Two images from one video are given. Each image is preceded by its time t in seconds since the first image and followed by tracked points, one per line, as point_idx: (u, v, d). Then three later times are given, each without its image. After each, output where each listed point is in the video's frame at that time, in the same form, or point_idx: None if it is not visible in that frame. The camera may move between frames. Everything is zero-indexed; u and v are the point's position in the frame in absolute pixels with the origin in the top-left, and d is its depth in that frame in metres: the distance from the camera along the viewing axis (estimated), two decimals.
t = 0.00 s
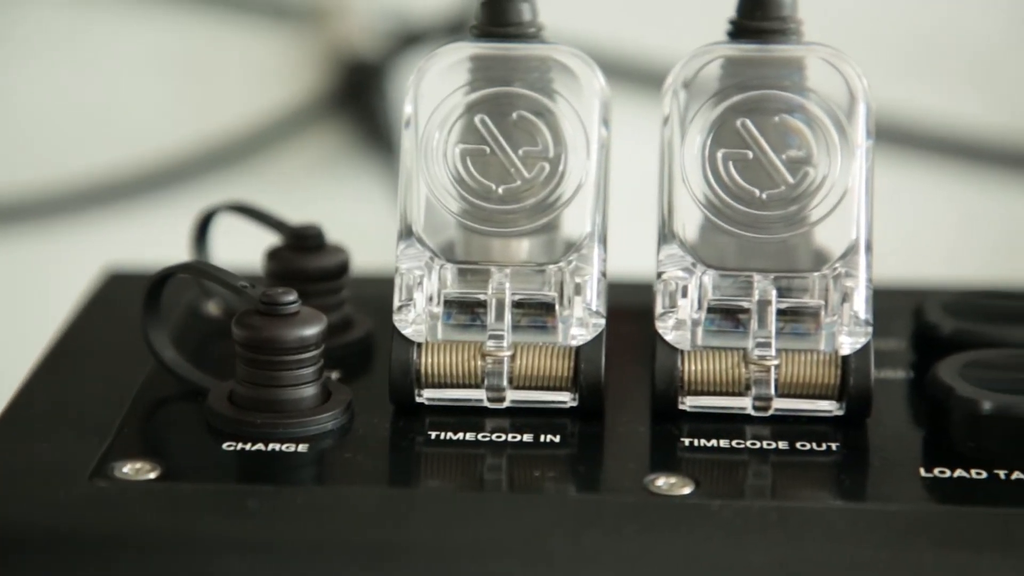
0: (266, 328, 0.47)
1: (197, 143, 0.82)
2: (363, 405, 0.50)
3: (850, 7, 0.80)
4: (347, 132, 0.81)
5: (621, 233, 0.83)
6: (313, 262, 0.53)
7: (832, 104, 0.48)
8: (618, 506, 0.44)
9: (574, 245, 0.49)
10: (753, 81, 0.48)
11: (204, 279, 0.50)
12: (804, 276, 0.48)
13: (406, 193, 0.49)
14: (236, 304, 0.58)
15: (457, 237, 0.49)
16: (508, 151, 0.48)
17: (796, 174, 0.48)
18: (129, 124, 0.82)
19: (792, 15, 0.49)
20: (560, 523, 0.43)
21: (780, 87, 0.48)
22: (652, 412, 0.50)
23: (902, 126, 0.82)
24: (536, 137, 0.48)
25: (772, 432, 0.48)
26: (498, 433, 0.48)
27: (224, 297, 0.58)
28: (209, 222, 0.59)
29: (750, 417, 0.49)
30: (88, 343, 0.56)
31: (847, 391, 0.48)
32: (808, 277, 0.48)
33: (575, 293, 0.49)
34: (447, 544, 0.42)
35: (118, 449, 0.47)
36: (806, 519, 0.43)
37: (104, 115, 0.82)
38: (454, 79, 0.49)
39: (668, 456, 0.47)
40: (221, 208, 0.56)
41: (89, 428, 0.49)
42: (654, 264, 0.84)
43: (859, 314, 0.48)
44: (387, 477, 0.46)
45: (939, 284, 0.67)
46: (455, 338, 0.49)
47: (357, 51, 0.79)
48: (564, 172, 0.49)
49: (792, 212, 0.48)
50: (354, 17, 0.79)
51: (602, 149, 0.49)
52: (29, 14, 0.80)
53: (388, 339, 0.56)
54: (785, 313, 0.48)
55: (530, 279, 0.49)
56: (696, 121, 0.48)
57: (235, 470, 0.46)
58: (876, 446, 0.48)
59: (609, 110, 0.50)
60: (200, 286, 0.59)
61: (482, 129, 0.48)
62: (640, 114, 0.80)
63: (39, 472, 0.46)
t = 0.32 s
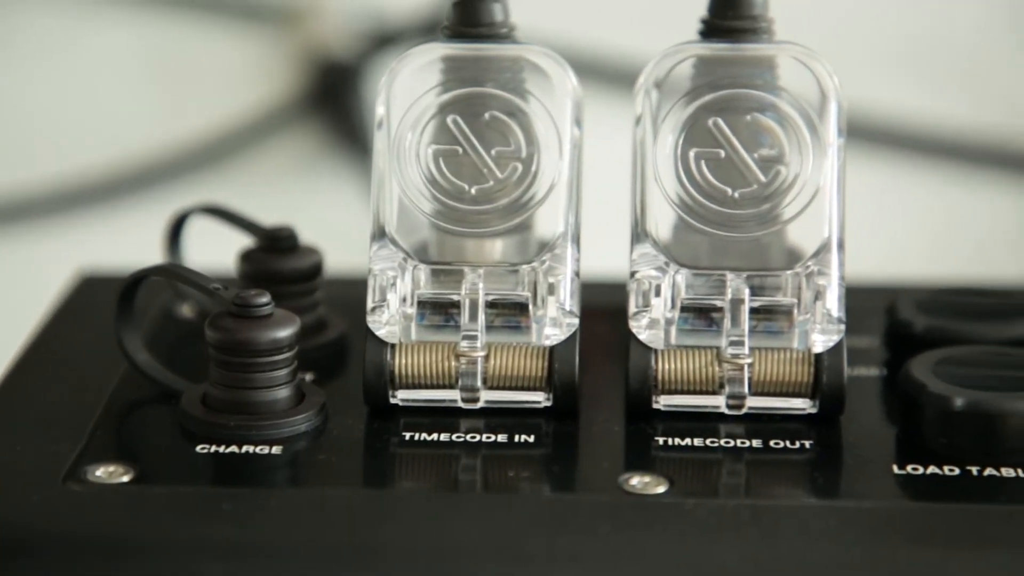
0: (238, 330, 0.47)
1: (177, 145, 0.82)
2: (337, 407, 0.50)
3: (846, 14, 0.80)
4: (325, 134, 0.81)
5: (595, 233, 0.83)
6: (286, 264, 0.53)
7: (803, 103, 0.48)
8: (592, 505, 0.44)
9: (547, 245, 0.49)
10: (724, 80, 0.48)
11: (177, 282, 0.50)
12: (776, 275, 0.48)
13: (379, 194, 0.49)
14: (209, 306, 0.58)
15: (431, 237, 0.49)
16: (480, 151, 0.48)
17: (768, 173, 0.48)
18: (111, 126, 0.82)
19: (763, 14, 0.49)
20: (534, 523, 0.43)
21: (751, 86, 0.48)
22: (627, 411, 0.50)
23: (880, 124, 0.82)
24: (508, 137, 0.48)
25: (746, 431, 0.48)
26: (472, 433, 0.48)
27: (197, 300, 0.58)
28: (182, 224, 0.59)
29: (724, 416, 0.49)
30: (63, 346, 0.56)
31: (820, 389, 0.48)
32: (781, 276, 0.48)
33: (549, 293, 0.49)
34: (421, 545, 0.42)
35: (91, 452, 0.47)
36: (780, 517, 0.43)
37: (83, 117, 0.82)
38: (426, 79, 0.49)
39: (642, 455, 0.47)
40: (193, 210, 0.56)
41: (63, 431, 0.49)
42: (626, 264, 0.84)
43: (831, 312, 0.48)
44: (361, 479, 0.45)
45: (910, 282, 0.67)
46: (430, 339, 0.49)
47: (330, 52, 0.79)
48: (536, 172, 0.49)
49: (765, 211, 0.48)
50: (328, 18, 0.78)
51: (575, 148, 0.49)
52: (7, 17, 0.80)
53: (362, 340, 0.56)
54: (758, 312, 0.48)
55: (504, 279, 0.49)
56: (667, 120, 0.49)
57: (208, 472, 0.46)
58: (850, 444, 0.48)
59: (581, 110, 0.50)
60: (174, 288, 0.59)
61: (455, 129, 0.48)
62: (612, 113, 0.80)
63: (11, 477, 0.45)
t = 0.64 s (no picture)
0: (211, 332, 0.47)
1: (156, 147, 0.82)
2: (311, 409, 0.50)
3: (848, 14, 0.81)
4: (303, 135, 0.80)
5: (570, 232, 0.83)
6: (259, 266, 0.53)
7: (775, 101, 0.48)
8: (567, 505, 0.44)
9: (521, 244, 0.49)
10: (696, 79, 0.48)
11: (151, 284, 0.50)
12: (750, 273, 0.48)
13: (352, 196, 0.49)
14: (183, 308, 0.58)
15: (405, 238, 0.49)
16: (453, 152, 0.48)
17: (741, 171, 0.48)
18: (91, 127, 0.82)
19: (734, 13, 0.49)
20: (508, 523, 0.43)
21: (723, 85, 0.48)
22: (601, 411, 0.50)
23: (857, 121, 0.82)
24: (481, 137, 0.48)
25: (720, 430, 0.48)
26: (446, 433, 0.48)
27: (171, 302, 0.58)
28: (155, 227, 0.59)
29: (698, 415, 0.49)
30: (38, 349, 0.56)
31: (793, 387, 0.48)
32: (754, 274, 0.48)
33: (523, 293, 0.49)
34: (396, 546, 0.42)
35: (65, 456, 0.47)
36: (754, 516, 0.43)
37: (62, 120, 0.82)
38: (399, 80, 0.49)
39: (616, 454, 0.47)
40: (166, 212, 0.56)
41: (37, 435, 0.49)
42: (600, 264, 0.84)
43: (804, 310, 0.48)
44: (336, 480, 0.45)
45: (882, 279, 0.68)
46: (404, 341, 0.49)
47: (305, 53, 0.79)
48: (509, 172, 0.49)
49: (738, 210, 0.48)
50: (304, 19, 0.78)
51: (548, 148, 0.49)
52: None
53: (336, 341, 0.56)
54: (731, 310, 0.48)
55: (477, 279, 0.49)
56: (640, 120, 0.49)
57: (182, 475, 0.46)
58: (824, 441, 0.48)
59: (554, 110, 0.50)
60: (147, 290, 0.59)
61: (427, 129, 0.48)
62: (584, 113, 0.80)
63: None
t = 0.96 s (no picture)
0: (185, 335, 0.47)
1: (134, 148, 0.82)
2: (286, 411, 0.50)
3: (844, 13, 0.81)
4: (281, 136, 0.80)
5: (545, 232, 0.83)
6: (233, 268, 0.53)
7: (748, 101, 0.48)
8: (541, 505, 0.44)
9: (495, 245, 0.49)
10: (668, 79, 0.48)
11: (125, 288, 0.50)
12: (723, 272, 0.48)
13: (325, 198, 0.49)
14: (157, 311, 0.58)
15: (379, 239, 0.49)
16: (426, 152, 0.48)
17: (713, 171, 0.48)
18: (69, 129, 0.82)
19: (706, 12, 0.49)
20: (483, 524, 0.43)
21: (696, 84, 0.48)
22: (576, 411, 0.50)
23: (833, 119, 0.83)
24: (454, 138, 0.48)
25: (694, 428, 0.48)
26: (421, 435, 0.48)
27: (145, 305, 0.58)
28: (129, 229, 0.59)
29: (673, 414, 0.49)
30: (11, 353, 0.56)
31: (767, 386, 0.48)
32: (728, 274, 0.48)
33: (497, 293, 0.49)
34: (369, 547, 0.42)
35: (38, 460, 0.47)
36: (728, 515, 0.43)
37: (43, 123, 0.82)
38: (372, 81, 0.49)
39: (591, 454, 0.47)
40: (140, 214, 0.56)
41: (10, 440, 0.48)
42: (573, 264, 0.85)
43: (777, 308, 0.48)
44: (312, 483, 0.45)
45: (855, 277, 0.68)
46: (379, 342, 0.49)
47: (282, 55, 0.78)
48: (482, 172, 0.49)
49: (711, 209, 0.48)
50: (281, 21, 0.78)
51: (521, 148, 0.49)
52: None
53: (310, 342, 0.56)
54: (705, 309, 0.48)
55: (451, 280, 0.49)
56: (613, 120, 0.49)
57: (156, 478, 0.45)
58: (798, 440, 0.48)
59: (526, 110, 0.50)
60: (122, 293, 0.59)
61: (400, 131, 0.48)
62: (557, 113, 0.80)
63: None
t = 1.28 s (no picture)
0: (157, 338, 0.46)
1: (109, 150, 0.81)
2: (259, 414, 0.50)
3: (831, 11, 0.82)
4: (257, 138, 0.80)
5: (518, 232, 0.84)
6: (206, 271, 0.53)
7: (718, 100, 0.48)
8: (514, 506, 0.44)
9: (468, 244, 0.49)
10: (639, 79, 0.49)
11: (97, 292, 0.50)
12: (695, 271, 0.48)
13: (295, 200, 0.49)
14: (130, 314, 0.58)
15: (352, 241, 0.49)
16: (398, 153, 0.48)
17: (684, 170, 0.48)
18: (45, 132, 0.82)
19: (677, 12, 0.49)
20: (456, 526, 0.43)
21: (667, 83, 0.48)
22: (549, 411, 0.50)
23: (807, 117, 0.83)
24: (425, 139, 0.49)
25: (668, 428, 0.48)
26: (394, 436, 0.48)
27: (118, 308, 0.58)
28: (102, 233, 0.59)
29: (646, 413, 0.49)
30: None
31: (740, 384, 0.48)
32: (700, 272, 0.49)
33: (469, 294, 0.49)
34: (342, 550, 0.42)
35: (10, 465, 0.47)
36: (702, 514, 0.43)
37: (19, 125, 0.82)
38: (343, 82, 0.49)
39: (565, 454, 0.47)
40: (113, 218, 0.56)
41: None
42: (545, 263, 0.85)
43: (750, 307, 0.48)
44: (285, 487, 0.45)
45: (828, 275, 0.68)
46: (351, 344, 0.48)
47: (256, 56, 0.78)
48: (454, 172, 0.49)
49: (682, 208, 0.48)
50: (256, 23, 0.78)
51: (492, 148, 0.49)
52: None
53: (283, 345, 0.56)
54: (678, 309, 0.48)
55: (423, 281, 0.49)
56: (584, 120, 0.49)
57: (128, 481, 0.45)
58: (772, 438, 0.48)
59: (497, 110, 0.49)
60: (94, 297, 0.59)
61: (372, 132, 0.49)
62: (529, 112, 0.81)
63: None
